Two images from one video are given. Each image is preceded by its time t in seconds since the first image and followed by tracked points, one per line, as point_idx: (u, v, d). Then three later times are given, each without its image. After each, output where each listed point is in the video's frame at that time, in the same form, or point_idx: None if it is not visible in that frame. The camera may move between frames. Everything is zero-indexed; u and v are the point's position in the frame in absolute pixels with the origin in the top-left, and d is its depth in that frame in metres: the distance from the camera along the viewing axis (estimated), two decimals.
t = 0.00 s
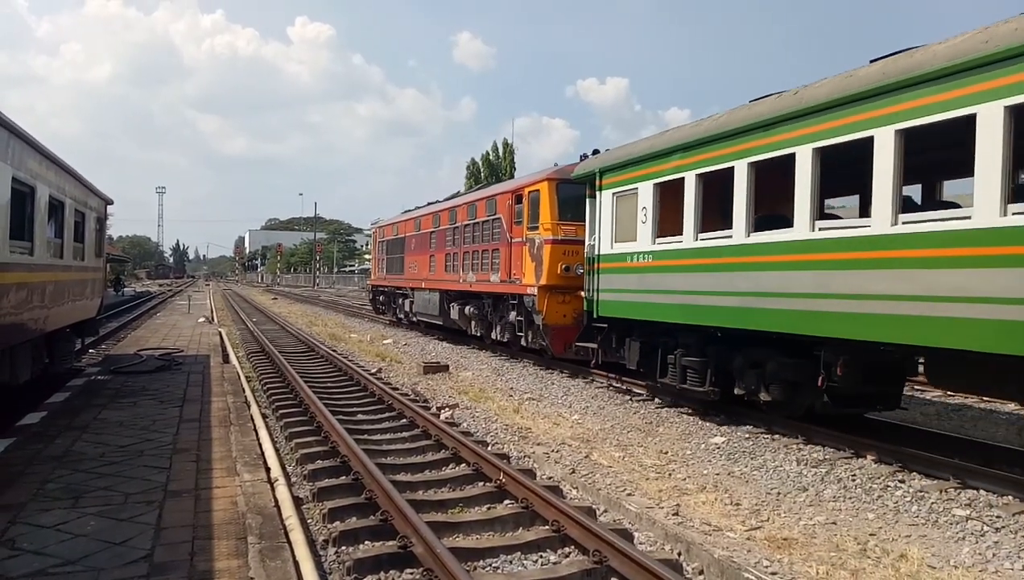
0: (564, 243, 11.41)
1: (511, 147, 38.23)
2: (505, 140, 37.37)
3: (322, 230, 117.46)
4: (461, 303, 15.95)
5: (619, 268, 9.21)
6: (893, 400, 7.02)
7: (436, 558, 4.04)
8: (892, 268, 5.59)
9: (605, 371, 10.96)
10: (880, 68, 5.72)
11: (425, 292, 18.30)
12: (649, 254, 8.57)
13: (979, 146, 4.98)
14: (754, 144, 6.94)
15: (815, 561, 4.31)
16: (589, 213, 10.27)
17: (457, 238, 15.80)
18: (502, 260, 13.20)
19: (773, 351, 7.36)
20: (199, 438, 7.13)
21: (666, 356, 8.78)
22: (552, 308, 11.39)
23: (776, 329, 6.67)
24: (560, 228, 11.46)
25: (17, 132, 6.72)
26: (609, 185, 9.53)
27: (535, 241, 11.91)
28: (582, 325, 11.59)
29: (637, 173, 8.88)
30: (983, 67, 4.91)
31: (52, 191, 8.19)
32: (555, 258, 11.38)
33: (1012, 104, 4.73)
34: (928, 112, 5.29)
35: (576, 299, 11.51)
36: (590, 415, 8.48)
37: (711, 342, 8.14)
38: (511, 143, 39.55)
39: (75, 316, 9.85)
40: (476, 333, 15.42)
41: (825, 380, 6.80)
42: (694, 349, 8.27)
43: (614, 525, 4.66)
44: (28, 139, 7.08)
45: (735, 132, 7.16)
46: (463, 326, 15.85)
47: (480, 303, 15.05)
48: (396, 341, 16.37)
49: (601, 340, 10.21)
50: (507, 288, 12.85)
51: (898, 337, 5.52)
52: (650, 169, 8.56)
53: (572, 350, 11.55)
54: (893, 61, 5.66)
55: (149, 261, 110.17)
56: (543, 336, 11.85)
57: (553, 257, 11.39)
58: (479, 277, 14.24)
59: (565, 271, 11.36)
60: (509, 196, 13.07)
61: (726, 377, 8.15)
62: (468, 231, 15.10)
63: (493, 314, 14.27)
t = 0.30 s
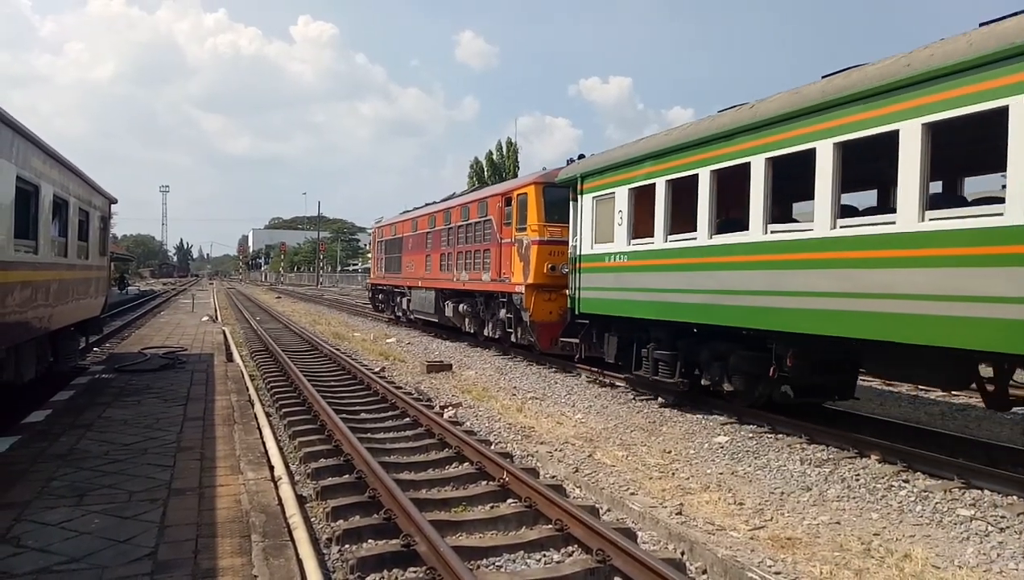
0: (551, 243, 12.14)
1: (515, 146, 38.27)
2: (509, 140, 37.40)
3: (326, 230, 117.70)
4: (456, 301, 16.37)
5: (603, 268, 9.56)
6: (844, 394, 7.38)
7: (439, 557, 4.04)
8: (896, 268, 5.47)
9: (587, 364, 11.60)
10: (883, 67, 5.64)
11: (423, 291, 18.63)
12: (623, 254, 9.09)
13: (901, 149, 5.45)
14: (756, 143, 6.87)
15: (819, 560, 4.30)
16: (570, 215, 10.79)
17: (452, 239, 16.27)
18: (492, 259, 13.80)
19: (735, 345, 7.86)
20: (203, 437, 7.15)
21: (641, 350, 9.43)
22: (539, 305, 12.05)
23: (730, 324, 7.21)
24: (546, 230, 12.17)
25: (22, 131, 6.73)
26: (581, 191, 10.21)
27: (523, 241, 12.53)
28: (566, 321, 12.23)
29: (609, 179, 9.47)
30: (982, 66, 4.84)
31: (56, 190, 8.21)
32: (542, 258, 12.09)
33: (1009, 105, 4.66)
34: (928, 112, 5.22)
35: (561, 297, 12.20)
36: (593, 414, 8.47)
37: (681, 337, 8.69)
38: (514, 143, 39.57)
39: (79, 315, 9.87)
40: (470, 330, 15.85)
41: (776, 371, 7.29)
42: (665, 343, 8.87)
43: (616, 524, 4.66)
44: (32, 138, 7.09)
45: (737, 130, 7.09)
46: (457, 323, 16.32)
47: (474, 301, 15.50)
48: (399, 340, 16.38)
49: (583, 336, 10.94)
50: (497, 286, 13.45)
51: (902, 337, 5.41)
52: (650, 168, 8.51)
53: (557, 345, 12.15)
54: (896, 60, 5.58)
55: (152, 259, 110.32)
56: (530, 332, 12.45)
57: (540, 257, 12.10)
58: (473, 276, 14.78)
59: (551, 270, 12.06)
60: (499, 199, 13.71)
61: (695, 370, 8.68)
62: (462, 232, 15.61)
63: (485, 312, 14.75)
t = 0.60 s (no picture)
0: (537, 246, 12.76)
1: (518, 147, 38.33)
2: (512, 141, 37.45)
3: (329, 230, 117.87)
4: (449, 301, 16.90)
5: (599, 269, 9.83)
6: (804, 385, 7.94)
7: (440, 558, 4.04)
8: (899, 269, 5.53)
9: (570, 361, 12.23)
10: (890, 67, 5.65)
11: (418, 291, 19.13)
12: (600, 257, 9.77)
13: (836, 168, 6.10)
14: (763, 143, 6.90)
15: (820, 563, 4.29)
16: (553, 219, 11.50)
17: (446, 241, 16.83)
18: (481, 261, 14.42)
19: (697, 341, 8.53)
20: (204, 436, 7.15)
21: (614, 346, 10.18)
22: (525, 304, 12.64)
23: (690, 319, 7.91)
24: (533, 233, 12.80)
25: (26, 131, 6.75)
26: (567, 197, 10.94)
27: (511, 244, 13.14)
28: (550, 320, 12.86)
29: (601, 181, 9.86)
30: (985, 68, 4.88)
31: (60, 189, 8.22)
32: (529, 259, 12.72)
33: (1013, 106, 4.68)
34: (933, 113, 5.24)
35: (546, 297, 12.83)
36: (595, 416, 8.47)
37: (651, 334, 9.40)
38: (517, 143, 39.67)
39: (82, 314, 9.89)
40: (463, 329, 16.38)
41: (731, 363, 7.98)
42: (638, 339, 9.60)
43: (617, 526, 4.66)
44: (35, 137, 7.10)
45: (744, 131, 7.12)
46: (450, 322, 16.94)
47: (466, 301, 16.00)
48: (401, 340, 16.41)
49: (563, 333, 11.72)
50: (486, 287, 14.05)
51: (902, 337, 5.48)
52: (656, 168, 8.55)
53: (544, 342, 12.77)
54: (901, 60, 5.60)
55: (155, 259, 110.50)
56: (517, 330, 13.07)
57: (527, 259, 12.73)
58: (465, 277, 15.33)
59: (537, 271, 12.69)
60: (489, 204, 14.34)
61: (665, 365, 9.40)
62: (454, 234, 16.23)
63: (476, 311, 15.29)
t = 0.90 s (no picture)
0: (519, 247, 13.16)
1: (517, 147, 38.39)
2: (511, 141, 37.49)
3: (328, 230, 117.87)
4: (438, 300, 17.37)
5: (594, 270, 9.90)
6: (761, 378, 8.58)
7: (437, 559, 4.04)
8: (892, 270, 5.56)
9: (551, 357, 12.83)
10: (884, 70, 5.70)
11: (409, 291, 19.60)
12: (576, 258, 10.38)
13: (847, 162, 5.97)
14: (759, 145, 6.93)
15: (817, 564, 4.30)
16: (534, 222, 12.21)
17: (436, 242, 17.28)
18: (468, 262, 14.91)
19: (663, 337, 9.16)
20: (202, 437, 7.14)
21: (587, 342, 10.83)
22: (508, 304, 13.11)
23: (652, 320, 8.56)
24: (516, 236, 13.23)
25: (23, 130, 6.74)
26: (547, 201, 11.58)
27: (496, 246, 13.58)
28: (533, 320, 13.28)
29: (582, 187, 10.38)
30: (981, 69, 4.90)
31: (57, 189, 8.22)
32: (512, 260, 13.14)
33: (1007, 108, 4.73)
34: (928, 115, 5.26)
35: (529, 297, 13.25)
36: (592, 417, 8.48)
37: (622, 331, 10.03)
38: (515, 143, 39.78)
39: (79, 314, 9.88)
40: (452, 327, 16.83)
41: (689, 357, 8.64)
42: (610, 336, 10.24)
43: (615, 527, 4.66)
44: (34, 137, 7.10)
45: (737, 133, 7.21)
46: (439, 321, 17.43)
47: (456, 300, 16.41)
48: (399, 341, 16.42)
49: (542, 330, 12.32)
50: (473, 287, 14.54)
51: (878, 336, 5.67)
52: (652, 170, 8.60)
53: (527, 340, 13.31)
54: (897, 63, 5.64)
55: (152, 259, 110.39)
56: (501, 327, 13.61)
57: (510, 260, 13.15)
58: (453, 278, 15.79)
59: (520, 272, 13.08)
60: (475, 207, 14.80)
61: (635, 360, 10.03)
62: (443, 235, 16.70)
63: (464, 310, 15.74)
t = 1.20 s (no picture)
0: (506, 251, 13.81)
1: (517, 148, 38.43)
2: (511, 142, 37.52)
3: (329, 231, 117.98)
4: (431, 301, 17.92)
5: (589, 272, 10.12)
6: (727, 373, 9.21)
7: (438, 560, 4.04)
8: (896, 271, 5.61)
9: (537, 354, 13.54)
10: (884, 73, 5.80)
11: (404, 292, 20.14)
12: (557, 261, 11.08)
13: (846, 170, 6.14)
14: (767, 144, 6.93)
15: (817, 566, 4.30)
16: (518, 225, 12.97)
17: (429, 245, 17.84)
18: (457, 264, 15.60)
19: (634, 335, 9.92)
20: (203, 438, 7.15)
21: (567, 340, 11.72)
22: (496, 304, 13.83)
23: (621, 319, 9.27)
24: (504, 239, 13.88)
25: (25, 132, 6.76)
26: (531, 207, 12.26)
27: (484, 249, 14.29)
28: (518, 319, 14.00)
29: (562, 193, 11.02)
30: (977, 73, 5.02)
31: (59, 191, 8.24)
32: (499, 263, 13.81)
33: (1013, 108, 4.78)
34: (925, 118, 5.38)
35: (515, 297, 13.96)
36: (593, 418, 8.49)
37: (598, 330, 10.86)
38: (515, 144, 39.90)
39: (80, 315, 9.89)
40: (444, 328, 17.34)
41: (655, 353, 9.42)
42: (587, 334, 11.08)
43: (615, 528, 4.67)
44: (35, 139, 7.12)
45: (736, 135, 7.32)
46: (432, 320, 18.06)
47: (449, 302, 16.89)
48: (400, 342, 16.46)
49: (526, 330, 13.06)
50: (462, 288, 15.11)
51: (871, 337, 5.82)
52: (657, 170, 8.63)
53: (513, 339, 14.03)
54: (909, 62, 5.65)
55: (153, 261, 110.50)
56: (489, 327, 14.33)
57: (497, 263, 13.82)
58: (444, 279, 16.34)
59: (507, 274, 13.80)
60: (466, 211, 15.42)
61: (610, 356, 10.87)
62: (436, 238, 17.31)
63: (455, 310, 16.33)
